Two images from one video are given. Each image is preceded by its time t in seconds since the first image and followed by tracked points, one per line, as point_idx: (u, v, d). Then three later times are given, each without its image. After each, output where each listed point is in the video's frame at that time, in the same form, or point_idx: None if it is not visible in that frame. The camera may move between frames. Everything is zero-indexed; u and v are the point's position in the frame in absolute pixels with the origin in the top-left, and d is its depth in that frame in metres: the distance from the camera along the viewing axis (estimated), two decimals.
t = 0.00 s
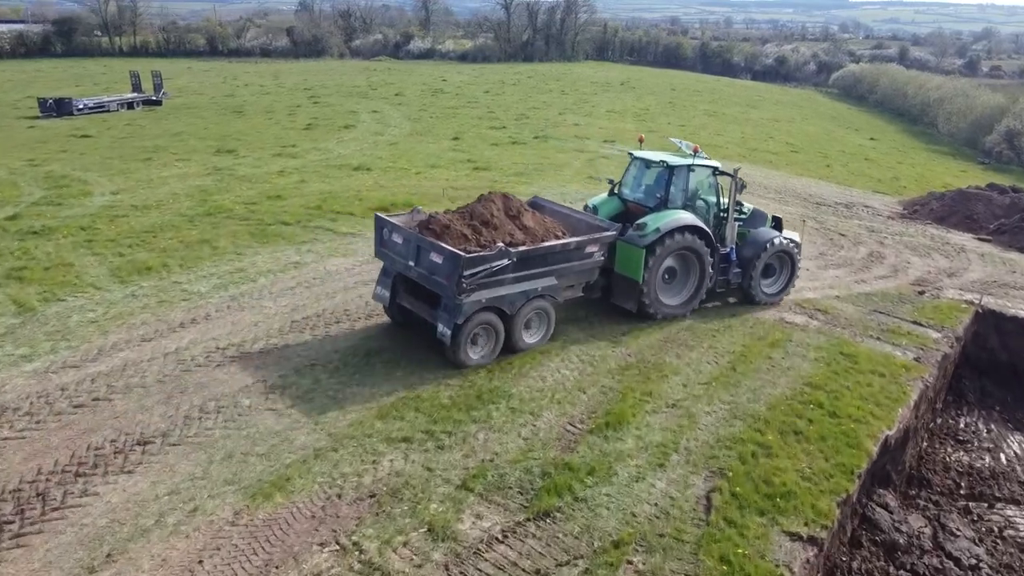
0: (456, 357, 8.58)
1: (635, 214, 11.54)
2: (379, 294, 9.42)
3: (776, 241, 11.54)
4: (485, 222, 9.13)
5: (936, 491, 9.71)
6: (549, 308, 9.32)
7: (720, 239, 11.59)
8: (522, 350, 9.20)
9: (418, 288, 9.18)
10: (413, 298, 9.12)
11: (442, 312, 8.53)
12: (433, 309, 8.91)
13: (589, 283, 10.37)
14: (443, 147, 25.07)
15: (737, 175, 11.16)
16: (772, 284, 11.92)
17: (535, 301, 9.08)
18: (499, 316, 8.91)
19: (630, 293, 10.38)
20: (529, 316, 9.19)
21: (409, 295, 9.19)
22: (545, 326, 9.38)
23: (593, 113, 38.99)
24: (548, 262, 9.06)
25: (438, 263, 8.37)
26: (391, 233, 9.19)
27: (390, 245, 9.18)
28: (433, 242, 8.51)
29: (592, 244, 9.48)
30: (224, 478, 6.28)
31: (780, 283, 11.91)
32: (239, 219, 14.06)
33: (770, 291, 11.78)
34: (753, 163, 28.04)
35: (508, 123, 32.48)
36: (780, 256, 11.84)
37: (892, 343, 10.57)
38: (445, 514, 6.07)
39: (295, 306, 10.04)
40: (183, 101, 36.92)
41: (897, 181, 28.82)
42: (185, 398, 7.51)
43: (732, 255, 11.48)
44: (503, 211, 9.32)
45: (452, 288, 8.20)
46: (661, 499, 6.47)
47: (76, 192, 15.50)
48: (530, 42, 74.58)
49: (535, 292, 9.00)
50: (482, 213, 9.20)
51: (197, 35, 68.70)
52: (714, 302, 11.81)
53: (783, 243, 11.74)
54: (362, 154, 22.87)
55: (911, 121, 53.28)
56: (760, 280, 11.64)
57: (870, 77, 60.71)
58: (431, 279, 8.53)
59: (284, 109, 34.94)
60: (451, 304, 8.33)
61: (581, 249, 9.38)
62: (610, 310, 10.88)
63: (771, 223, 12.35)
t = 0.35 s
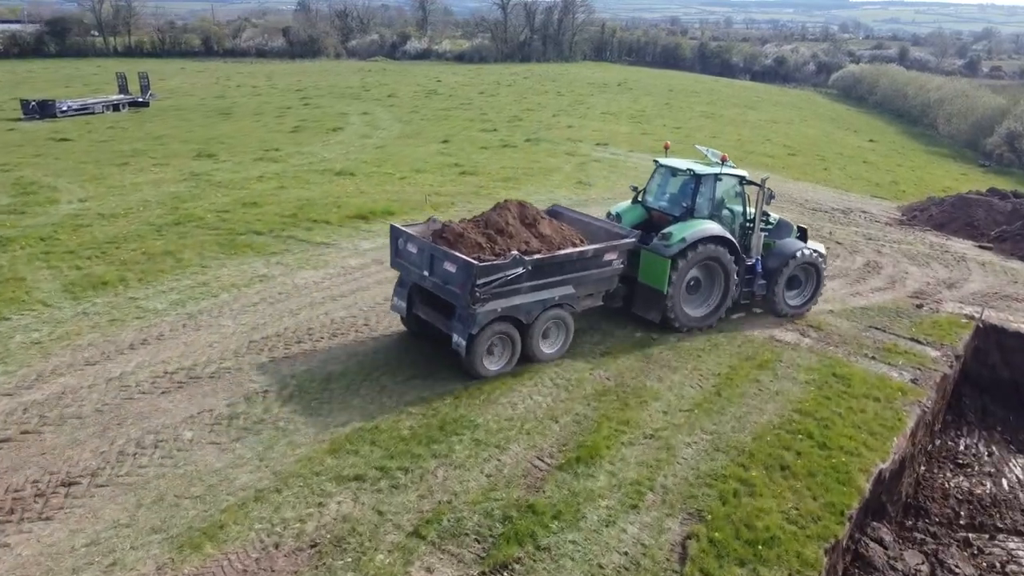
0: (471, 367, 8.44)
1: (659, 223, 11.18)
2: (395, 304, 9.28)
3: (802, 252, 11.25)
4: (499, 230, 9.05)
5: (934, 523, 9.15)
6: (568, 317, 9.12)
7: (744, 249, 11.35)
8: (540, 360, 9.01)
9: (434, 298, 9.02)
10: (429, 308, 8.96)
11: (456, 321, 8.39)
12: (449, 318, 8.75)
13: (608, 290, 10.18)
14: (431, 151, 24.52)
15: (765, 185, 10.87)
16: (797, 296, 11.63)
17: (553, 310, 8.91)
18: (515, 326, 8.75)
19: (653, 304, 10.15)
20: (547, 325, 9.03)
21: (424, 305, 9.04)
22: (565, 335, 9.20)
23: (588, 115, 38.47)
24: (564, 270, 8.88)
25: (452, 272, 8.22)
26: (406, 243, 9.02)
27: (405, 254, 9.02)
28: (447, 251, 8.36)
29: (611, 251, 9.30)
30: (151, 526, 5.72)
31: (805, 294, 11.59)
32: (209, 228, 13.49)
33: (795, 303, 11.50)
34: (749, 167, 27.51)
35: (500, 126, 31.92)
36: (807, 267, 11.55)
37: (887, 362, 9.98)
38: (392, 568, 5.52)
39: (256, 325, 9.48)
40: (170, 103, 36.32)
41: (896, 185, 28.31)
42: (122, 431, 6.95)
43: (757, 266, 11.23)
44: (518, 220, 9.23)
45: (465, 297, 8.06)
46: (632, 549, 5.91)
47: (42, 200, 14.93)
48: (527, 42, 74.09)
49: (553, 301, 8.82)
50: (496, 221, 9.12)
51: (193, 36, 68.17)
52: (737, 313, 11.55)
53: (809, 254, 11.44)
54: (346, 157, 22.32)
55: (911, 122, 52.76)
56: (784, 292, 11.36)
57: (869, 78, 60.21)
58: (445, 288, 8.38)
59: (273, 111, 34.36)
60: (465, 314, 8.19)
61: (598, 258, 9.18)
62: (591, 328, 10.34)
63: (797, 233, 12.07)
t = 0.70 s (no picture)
0: (479, 375, 8.34)
1: (676, 230, 11.16)
2: (404, 311, 9.20)
3: (822, 263, 11.04)
4: (509, 236, 8.90)
5: (922, 553, 8.65)
6: (579, 325, 8.98)
7: (764, 259, 11.18)
8: (551, 369, 8.88)
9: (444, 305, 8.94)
10: (437, 315, 8.88)
11: (465, 328, 8.32)
12: (458, 325, 8.67)
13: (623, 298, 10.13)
14: (417, 154, 24.02)
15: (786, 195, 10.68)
16: (816, 307, 11.40)
17: (564, 318, 8.78)
18: (526, 335, 8.63)
19: (669, 314, 10.02)
20: (558, 333, 8.89)
21: (432, 311, 8.95)
22: (576, 344, 9.06)
23: (582, 116, 37.98)
24: (576, 277, 8.75)
25: (460, 278, 8.16)
26: (416, 249, 8.97)
27: (415, 261, 8.97)
28: (455, 257, 8.30)
29: (623, 258, 9.14)
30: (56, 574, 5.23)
31: (825, 307, 11.38)
32: (174, 236, 12.99)
33: (814, 315, 11.26)
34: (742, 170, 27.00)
35: (491, 128, 31.45)
36: (826, 278, 11.32)
37: (872, 381, 9.45)
38: None
39: (206, 342, 8.98)
40: (157, 104, 35.79)
41: (892, 188, 27.84)
42: (42, 463, 6.45)
43: (776, 276, 11.04)
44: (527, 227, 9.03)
45: (473, 303, 7.99)
46: None
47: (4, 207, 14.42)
48: (524, 42, 73.57)
49: (564, 308, 8.69)
50: (506, 228, 8.95)
51: (188, 37, 67.55)
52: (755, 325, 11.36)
53: (829, 265, 11.22)
54: (328, 161, 21.84)
55: (910, 124, 52.27)
56: (804, 303, 11.14)
57: (868, 78, 59.75)
58: (454, 294, 8.31)
59: (260, 112, 33.87)
60: (473, 321, 8.10)
61: (610, 265, 9.04)
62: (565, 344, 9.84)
63: (818, 243, 11.80)
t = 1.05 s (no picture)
0: (482, 381, 8.31)
1: (684, 234, 11.05)
2: (408, 317, 9.20)
3: (833, 271, 10.97)
4: (512, 241, 8.87)
5: None
6: (583, 330, 8.95)
7: (773, 265, 11.11)
8: (556, 375, 8.85)
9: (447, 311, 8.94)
10: (441, 320, 8.88)
11: (467, 334, 8.32)
12: (460, 330, 8.67)
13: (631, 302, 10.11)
14: (398, 156, 23.59)
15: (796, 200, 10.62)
16: (827, 315, 11.31)
17: (567, 323, 8.74)
18: (529, 340, 8.61)
19: (676, 318, 10.00)
20: (562, 338, 8.85)
21: (436, 317, 8.94)
22: (581, 349, 9.02)
23: (572, 117, 37.60)
24: (580, 283, 8.72)
25: (462, 284, 8.16)
26: (418, 254, 8.99)
27: (418, 266, 8.99)
28: (457, 263, 8.31)
29: (628, 262, 9.09)
30: None
31: (835, 313, 11.28)
32: (131, 243, 12.56)
33: (825, 322, 11.17)
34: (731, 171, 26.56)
35: (477, 129, 31.01)
36: (836, 286, 11.25)
37: (846, 397, 9.02)
38: None
39: (146, 357, 8.56)
40: (141, 105, 35.33)
41: (884, 190, 27.47)
42: None
43: (786, 282, 10.95)
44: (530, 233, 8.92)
45: (475, 309, 7.98)
46: None
47: None
48: (519, 42, 73.17)
49: (568, 314, 8.66)
50: (509, 234, 8.85)
51: (181, 37, 67.03)
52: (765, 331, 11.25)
53: (840, 272, 11.15)
54: (306, 163, 21.42)
55: (905, 124, 51.95)
56: (815, 310, 11.05)
57: (864, 79, 59.46)
58: (456, 300, 8.32)
59: (246, 113, 33.43)
60: (475, 327, 8.09)
61: (614, 269, 8.99)
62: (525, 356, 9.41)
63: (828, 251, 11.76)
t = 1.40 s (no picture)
0: (472, 380, 8.32)
1: (681, 238, 11.08)
2: (400, 316, 9.20)
3: (830, 274, 10.94)
4: (506, 242, 8.87)
5: None
6: (576, 332, 8.94)
7: (770, 269, 11.12)
8: (548, 377, 8.85)
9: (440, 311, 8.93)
10: (433, 320, 8.88)
11: (457, 334, 8.31)
12: (452, 331, 8.66)
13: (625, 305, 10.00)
14: (371, 157, 23.18)
15: (794, 204, 10.64)
16: (823, 318, 11.27)
17: (560, 325, 8.74)
18: (520, 342, 8.60)
19: (672, 321, 9.95)
20: (555, 340, 8.85)
21: (428, 317, 8.95)
22: (573, 351, 9.01)
23: (554, 118, 37.24)
24: (573, 284, 8.72)
25: (454, 284, 8.15)
26: (412, 254, 8.99)
27: (411, 266, 8.99)
28: (449, 263, 8.30)
29: (623, 265, 9.08)
30: None
31: (831, 317, 11.27)
32: (76, 250, 12.12)
33: (821, 326, 11.13)
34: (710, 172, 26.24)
35: (455, 130, 30.60)
36: (832, 290, 11.24)
37: (804, 409, 8.67)
38: None
39: (69, 371, 8.15)
40: (115, 106, 34.76)
41: (865, 191, 27.22)
42: None
43: (783, 286, 10.95)
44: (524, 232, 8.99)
45: (465, 309, 7.99)
46: None
47: None
48: (506, 42, 72.77)
49: (560, 315, 8.65)
50: (502, 233, 8.90)
51: (164, 37, 66.24)
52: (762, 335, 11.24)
53: (836, 275, 11.11)
54: (274, 165, 20.99)
55: (891, 124, 51.83)
56: (811, 314, 11.01)
57: (850, 78, 59.37)
58: (447, 300, 8.31)
59: (221, 114, 32.92)
60: (465, 327, 8.09)
61: (608, 272, 8.99)
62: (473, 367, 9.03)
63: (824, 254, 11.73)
